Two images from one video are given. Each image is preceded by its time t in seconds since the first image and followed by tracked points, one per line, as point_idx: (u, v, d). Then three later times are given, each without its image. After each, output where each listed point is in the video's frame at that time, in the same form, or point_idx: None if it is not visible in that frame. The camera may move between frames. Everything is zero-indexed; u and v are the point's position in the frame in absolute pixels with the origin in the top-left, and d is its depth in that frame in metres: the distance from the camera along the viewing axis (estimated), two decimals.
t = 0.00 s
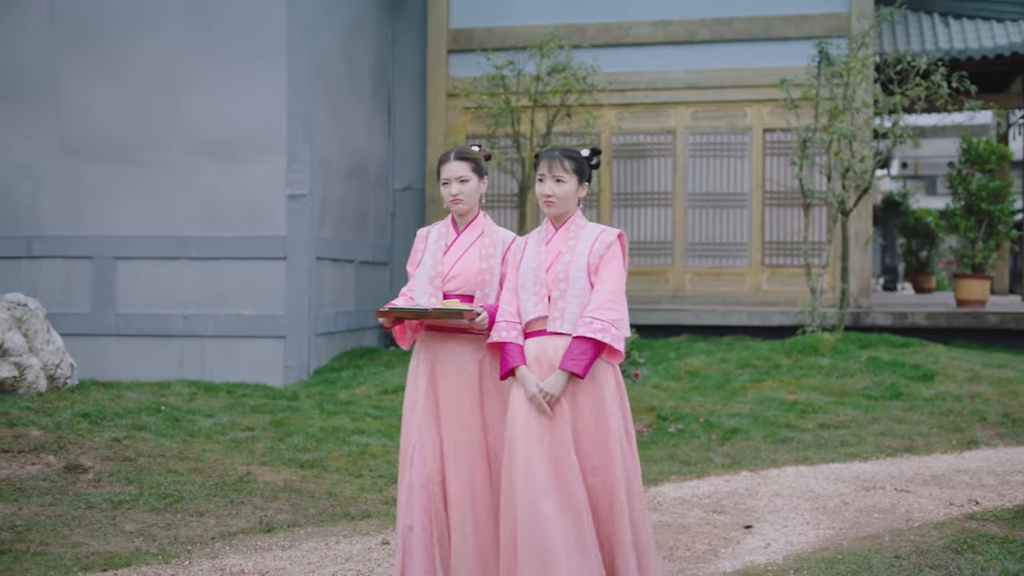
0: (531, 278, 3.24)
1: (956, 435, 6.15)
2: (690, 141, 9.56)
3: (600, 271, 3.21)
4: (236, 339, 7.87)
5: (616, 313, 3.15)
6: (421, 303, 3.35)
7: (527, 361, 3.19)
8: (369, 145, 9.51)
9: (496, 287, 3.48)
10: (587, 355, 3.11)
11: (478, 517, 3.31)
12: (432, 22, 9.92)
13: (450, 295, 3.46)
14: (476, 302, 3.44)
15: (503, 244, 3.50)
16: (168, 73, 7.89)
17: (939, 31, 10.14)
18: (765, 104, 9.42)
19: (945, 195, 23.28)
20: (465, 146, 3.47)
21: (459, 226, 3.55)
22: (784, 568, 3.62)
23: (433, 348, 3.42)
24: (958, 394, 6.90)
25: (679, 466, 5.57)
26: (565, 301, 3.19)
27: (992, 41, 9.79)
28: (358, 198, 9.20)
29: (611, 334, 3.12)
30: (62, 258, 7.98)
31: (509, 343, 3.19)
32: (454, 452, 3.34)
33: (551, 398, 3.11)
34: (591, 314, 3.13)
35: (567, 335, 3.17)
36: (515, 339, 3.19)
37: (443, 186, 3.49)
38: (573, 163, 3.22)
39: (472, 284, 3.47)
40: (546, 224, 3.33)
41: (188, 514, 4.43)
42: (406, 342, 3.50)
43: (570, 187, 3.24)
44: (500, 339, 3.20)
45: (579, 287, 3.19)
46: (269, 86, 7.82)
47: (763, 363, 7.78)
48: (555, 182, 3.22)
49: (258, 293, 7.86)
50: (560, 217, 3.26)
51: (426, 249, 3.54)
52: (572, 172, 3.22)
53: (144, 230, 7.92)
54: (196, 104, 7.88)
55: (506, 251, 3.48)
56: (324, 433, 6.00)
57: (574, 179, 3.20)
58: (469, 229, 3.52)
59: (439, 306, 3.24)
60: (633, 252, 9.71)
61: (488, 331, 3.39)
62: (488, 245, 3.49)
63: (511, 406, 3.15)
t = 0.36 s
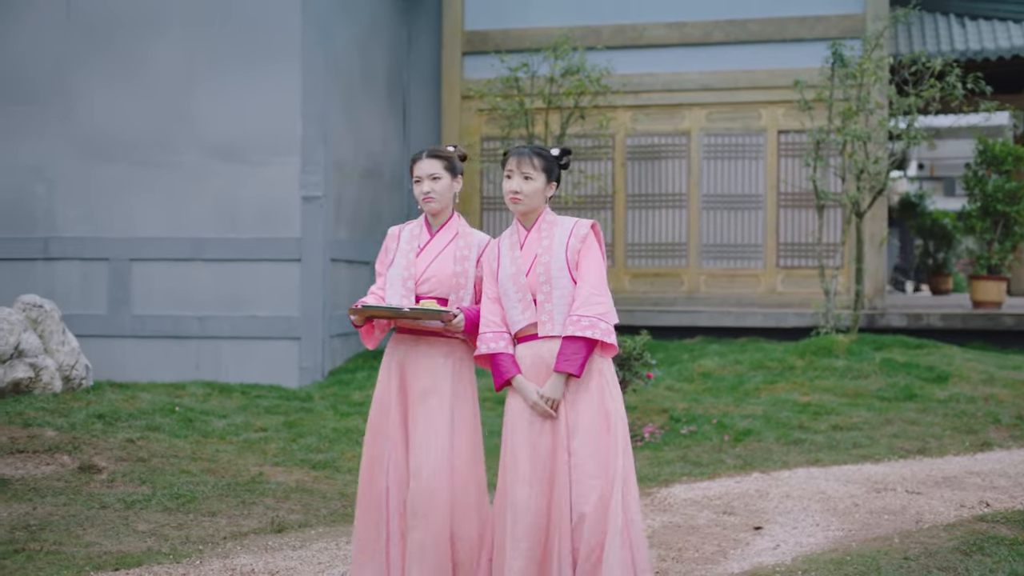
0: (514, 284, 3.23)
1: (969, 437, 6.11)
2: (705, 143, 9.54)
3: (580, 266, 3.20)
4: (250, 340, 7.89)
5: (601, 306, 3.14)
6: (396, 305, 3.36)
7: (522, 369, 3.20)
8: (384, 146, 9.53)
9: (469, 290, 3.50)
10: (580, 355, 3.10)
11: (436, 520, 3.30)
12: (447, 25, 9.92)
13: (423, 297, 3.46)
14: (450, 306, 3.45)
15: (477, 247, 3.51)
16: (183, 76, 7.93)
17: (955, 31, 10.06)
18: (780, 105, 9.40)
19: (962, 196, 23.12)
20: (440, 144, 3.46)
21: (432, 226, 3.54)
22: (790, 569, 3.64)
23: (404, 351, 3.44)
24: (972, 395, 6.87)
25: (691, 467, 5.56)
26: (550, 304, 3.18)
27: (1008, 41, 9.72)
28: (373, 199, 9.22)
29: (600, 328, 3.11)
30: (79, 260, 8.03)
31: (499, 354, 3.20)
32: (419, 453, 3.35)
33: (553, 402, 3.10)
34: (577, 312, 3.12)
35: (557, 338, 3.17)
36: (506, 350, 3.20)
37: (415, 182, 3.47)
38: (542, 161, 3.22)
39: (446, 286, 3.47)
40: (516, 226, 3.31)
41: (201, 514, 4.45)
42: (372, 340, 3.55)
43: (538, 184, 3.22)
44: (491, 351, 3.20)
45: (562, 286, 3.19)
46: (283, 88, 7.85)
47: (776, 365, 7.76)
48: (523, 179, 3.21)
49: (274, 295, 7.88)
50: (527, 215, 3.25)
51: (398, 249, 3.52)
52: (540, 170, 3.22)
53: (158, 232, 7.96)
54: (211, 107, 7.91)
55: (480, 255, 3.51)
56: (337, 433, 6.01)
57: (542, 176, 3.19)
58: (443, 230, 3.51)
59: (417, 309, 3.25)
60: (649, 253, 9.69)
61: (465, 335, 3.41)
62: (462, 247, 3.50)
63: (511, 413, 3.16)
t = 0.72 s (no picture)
0: (509, 291, 3.23)
1: (982, 439, 6.08)
2: (720, 145, 9.52)
3: (577, 273, 3.21)
4: (265, 341, 7.91)
5: (598, 313, 3.15)
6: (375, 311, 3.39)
7: (516, 376, 3.20)
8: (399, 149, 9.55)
9: (451, 287, 3.50)
10: (577, 362, 3.10)
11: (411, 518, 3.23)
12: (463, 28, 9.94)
13: (403, 301, 3.47)
14: (431, 306, 3.46)
15: (453, 242, 3.52)
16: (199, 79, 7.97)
17: (972, 33, 10.00)
18: (795, 108, 9.38)
19: (978, 198, 22.99)
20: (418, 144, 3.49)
21: (406, 228, 3.56)
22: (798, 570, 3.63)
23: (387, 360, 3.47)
24: (986, 398, 6.83)
25: (702, 469, 5.54)
26: (546, 309, 3.18)
27: None
28: (386, 201, 9.24)
29: (597, 335, 3.12)
30: (95, 262, 8.08)
31: (495, 362, 3.20)
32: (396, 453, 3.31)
33: (547, 409, 3.11)
34: (575, 318, 3.13)
35: (553, 345, 3.17)
36: (500, 357, 3.20)
37: (393, 181, 3.49)
38: (539, 170, 3.19)
39: (425, 287, 3.48)
40: (512, 231, 3.30)
41: (213, 515, 4.47)
42: (361, 346, 3.58)
43: (538, 195, 3.21)
44: (486, 358, 3.20)
45: (559, 293, 3.19)
46: (298, 91, 7.88)
47: (789, 367, 7.73)
48: (523, 191, 3.20)
49: (288, 296, 7.89)
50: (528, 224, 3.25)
51: (374, 253, 3.54)
52: (538, 178, 3.20)
53: (173, 235, 8.00)
54: (227, 110, 7.95)
55: (456, 250, 3.51)
56: (350, 435, 6.03)
57: (542, 188, 3.18)
58: (416, 230, 3.53)
59: (399, 313, 3.28)
60: (664, 255, 9.67)
61: (451, 335, 3.41)
62: (437, 245, 3.51)
63: (509, 421, 3.18)
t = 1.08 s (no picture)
0: (504, 290, 3.17)
1: (996, 443, 6.04)
2: (735, 148, 9.51)
3: (580, 288, 3.14)
4: (279, 344, 7.92)
5: (596, 331, 3.08)
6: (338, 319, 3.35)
7: (494, 375, 3.14)
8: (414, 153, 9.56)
9: (419, 302, 3.47)
10: (561, 374, 3.01)
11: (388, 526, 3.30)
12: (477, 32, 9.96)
13: (369, 310, 3.44)
14: (397, 318, 3.42)
15: (424, 256, 3.49)
16: (214, 82, 8.01)
17: (989, 35, 9.95)
18: (809, 111, 9.35)
19: (996, 201, 22.84)
20: (399, 152, 3.44)
21: (378, 237, 3.53)
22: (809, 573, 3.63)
23: (349, 376, 3.42)
24: (1000, 401, 6.79)
25: (714, 472, 5.53)
26: (537, 315, 3.11)
27: None
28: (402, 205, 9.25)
29: (590, 353, 3.05)
30: (112, 266, 8.12)
31: (473, 356, 3.15)
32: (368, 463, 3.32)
33: (514, 410, 3.03)
34: (569, 331, 3.05)
35: (539, 351, 3.10)
36: (479, 352, 3.15)
37: (372, 188, 3.43)
38: (542, 171, 3.11)
39: (392, 298, 3.44)
40: (523, 233, 3.25)
41: (225, 517, 4.49)
42: (330, 359, 3.55)
43: (544, 199, 3.14)
44: (465, 351, 3.16)
45: (555, 301, 3.11)
46: (311, 95, 7.91)
47: (803, 370, 7.71)
48: (528, 197, 3.12)
49: (301, 298, 7.90)
50: (540, 230, 3.20)
51: (346, 261, 3.53)
52: (543, 180, 3.12)
53: (189, 238, 8.04)
54: (242, 113, 7.99)
55: (427, 263, 3.48)
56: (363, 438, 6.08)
57: (547, 190, 3.10)
58: (388, 240, 3.50)
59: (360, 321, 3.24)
60: (678, 259, 9.66)
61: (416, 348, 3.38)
62: (408, 257, 3.48)
63: (479, 419, 3.12)
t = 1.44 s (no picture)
0: (506, 295, 3.13)
1: (1018, 446, 5.98)
2: (756, 151, 9.48)
3: (583, 292, 3.11)
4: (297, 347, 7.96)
5: (603, 342, 3.06)
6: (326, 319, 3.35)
7: (496, 376, 3.13)
8: (435, 156, 9.59)
9: (408, 298, 3.48)
10: (569, 387, 3.01)
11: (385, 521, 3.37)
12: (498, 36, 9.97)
13: (357, 310, 3.44)
14: (386, 315, 3.43)
15: (410, 252, 3.51)
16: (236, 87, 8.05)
17: (1013, 36, 9.87)
18: (831, 114, 9.30)
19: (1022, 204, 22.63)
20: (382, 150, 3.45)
21: (361, 237, 3.53)
22: None
23: (343, 377, 3.42)
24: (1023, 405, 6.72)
25: (731, 475, 5.51)
26: (542, 323, 3.08)
27: None
28: (423, 209, 9.26)
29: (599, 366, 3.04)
30: (135, 269, 8.18)
31: (476, 357, 3.14)
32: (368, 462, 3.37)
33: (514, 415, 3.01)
34: (576, 343, 3.03)
35: (544, 359, 3.07)
36: (483, 355, 3.14)
37: (358, 187, 3.42)
38: (531, 167, 3.08)
39: (381, 297, 3.45)
40: (523, 232, 3.21)
41: (244, 519, 4.52)
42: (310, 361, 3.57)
43: (535, 195, 3.09)
44: (468, 354, 3.15)
45: (559, 308, 3.08)
46: (331, 99, 7.94)
47: (824, 373, 7.66)
48: (518, 194, 3.09)
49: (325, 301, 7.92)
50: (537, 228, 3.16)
51: (328, 263, 3.51)
52: (533, 176, 3.08)
53: (212, 241, 8.10)
54: (263, 118, 8.02)
55: (414, 260, 3.51)
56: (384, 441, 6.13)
57: (535, 185, 3.06)
58: (373, 239, 3.51)
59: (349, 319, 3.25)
60: (700, 262, 9.64)
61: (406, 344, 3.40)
62: (394, 254, 3.50)
63: (474, 420, 3.08)
